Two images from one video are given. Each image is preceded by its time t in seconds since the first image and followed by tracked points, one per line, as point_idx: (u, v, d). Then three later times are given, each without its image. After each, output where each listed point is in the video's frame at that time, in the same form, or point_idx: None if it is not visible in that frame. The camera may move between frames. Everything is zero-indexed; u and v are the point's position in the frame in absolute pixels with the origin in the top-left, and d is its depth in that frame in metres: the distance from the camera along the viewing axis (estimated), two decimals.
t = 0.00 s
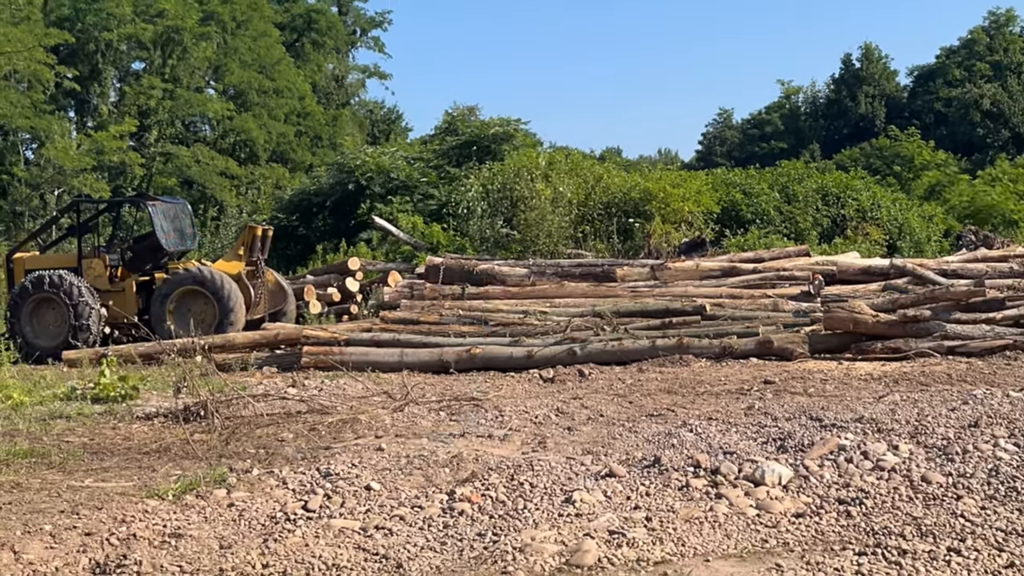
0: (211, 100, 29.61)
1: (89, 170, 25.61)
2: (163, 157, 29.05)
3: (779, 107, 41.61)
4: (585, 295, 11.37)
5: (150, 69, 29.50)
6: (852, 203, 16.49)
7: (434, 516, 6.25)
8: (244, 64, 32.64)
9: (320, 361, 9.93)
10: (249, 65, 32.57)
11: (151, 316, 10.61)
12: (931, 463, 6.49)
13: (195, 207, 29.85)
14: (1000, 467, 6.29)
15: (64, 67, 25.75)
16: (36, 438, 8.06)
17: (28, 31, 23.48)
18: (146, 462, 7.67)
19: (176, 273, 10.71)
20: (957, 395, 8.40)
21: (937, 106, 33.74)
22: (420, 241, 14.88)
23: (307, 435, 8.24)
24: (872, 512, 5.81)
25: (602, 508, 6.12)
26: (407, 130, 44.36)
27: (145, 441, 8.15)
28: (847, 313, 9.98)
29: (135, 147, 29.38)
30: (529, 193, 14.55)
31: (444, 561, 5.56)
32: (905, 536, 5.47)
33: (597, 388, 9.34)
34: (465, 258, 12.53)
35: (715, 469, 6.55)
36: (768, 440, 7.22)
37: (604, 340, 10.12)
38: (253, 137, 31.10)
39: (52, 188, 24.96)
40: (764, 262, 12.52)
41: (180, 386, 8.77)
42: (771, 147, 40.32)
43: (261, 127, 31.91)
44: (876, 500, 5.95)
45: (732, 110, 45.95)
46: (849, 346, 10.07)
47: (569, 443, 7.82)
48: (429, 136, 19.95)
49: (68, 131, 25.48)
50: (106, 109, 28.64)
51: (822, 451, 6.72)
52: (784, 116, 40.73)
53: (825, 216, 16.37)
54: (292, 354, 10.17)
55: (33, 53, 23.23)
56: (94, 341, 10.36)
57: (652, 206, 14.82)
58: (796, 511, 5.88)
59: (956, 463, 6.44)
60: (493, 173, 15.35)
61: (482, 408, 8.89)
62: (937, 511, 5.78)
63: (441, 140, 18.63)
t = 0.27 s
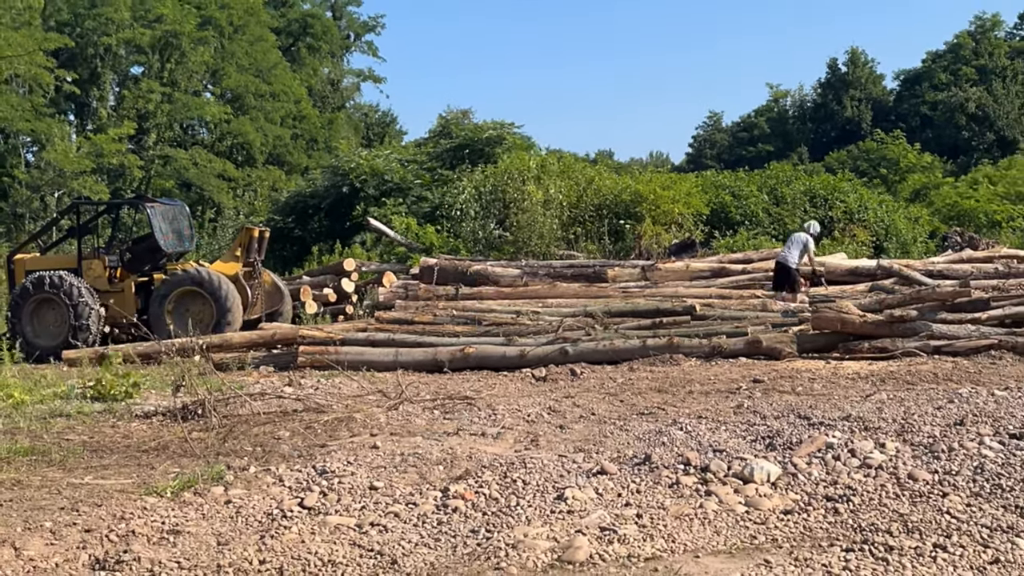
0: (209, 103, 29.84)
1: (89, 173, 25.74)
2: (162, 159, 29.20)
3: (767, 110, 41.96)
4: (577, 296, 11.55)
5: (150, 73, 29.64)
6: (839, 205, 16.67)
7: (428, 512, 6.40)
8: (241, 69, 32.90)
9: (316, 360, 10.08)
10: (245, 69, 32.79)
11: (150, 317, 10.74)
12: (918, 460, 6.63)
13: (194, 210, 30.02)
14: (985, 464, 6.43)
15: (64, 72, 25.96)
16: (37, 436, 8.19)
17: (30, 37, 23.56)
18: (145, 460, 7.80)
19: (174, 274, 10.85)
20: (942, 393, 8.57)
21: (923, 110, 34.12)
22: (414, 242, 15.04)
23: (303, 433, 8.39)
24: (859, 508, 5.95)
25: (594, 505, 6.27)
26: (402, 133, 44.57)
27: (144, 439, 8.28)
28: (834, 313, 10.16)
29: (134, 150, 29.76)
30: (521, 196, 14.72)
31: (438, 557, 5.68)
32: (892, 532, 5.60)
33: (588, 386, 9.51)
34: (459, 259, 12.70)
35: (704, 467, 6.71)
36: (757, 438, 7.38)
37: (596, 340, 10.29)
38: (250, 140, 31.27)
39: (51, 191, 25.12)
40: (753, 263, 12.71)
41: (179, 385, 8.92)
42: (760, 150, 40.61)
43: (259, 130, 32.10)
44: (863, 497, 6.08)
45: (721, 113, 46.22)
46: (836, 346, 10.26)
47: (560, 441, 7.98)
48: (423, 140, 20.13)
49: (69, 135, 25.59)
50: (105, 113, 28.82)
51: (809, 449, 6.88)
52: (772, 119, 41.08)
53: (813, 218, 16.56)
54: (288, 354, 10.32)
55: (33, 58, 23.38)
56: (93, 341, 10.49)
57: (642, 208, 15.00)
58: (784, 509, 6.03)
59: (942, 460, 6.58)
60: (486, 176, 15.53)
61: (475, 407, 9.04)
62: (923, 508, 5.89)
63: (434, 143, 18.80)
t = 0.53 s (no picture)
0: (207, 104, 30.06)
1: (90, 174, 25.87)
2: (161, 160, 29.35)
3: (756, 111, 42.28)
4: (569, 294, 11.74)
5: (150, 75, 29.82)
6: (827, 204, 16.85)
7: (423, 507, 6.55)
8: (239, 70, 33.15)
9: (313, 357, 10.24)
10: (243, 70, 33.04)
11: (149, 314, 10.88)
12: (904, 456, 6.78)
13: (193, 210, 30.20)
14: (970, 459, 6.57)
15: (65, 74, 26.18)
16: (39, 432, 8.32)
17: (32, 39, 23.83)
18: (144, 456, 7.93)
19: (173, 272, 11.00)
20: (928, 390, 8.75)
21: (909, 111, 34.45)
22: (409, 242, 15.20)
23: (300, 429, 8.53)
24: (847, 503, 6.09)
25: (586, 500, 6.43)
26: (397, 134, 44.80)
27: (143, 435, 8.42)
28: (823, 311, 10.34)
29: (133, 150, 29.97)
30: (515, 196, 14.88)
31: (433, 551, 5.82)
32: (879, 527, 5.74)
33: (581, 383, 9.67)
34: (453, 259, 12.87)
35: (694, 462, 6.87)
36: (746, 434, 7.54)
37: (588, 337, 10.45)
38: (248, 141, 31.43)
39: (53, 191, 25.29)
40: (742, 262, 12.90)
41: (177, 382, 9.06)
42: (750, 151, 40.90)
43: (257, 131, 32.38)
44: (851, 492, 6.22)
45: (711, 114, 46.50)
46: (825, 343, 10.44)
47: (553, 437, 8.13)
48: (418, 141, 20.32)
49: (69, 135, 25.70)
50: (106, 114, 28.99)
51: (798, 445, 7.04)
52: (761, 120, 41.38)
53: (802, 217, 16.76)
54: (285, 351, 10.48)
55: (36, 60, 23.53)
56: (93, 338, 10.62)
57: (634, 207, 15.19)
58: (773, 503, 6.17)
59: (928, 456, 6.73)
60: (480, 176, 15.71)
61: (469, 403, 9.19)
62: (909, 503, 6.02)
63: (429, 143, 18.97)
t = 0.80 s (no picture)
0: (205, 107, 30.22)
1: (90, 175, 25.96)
2: (160, 161, 29.47)
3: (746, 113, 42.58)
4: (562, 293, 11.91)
5: (149, 77, 29.94)
6: (815, 204, 17.07)
7: (417, 503, 6.70)
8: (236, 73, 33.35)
9: (309, 355, 10.39)
10: (241, 73, 33.24)
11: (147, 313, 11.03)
12: (892, 452, 6.95)
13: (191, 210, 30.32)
14: (956, 455, 6.74)
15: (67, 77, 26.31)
16: (39, 429, 8.45)
17: (32, 41, 23.91)
18: (143, 452, 8.06)
19: (171, 271, 11.14)
20: (915, 388, 8.92)
21: (896, 113, 34.82)
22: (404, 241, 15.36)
23: (297, 425, 8.68)
24: (835, 499, 6.24)
25: (578, 495, 6.59)
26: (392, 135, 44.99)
27: (142, 432, 8.55)
28: (811, 309, 10.52)
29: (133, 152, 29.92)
30: (508, 196, 15.05)
31: (427, 546, 5.97)
32: (866, 522, 5.89)
33: (573, 380, 9.84)
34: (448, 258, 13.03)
35: (685, 458, 7.03)
36: (736, 431, 7.71)
37: (580, 335, 10.62)
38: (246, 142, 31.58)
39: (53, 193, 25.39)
40: (732, 260, 13.07)
41: (176, 380, 9.20)
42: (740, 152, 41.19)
43: (255, 132, 32.56)
44: (839, 488, 6.38)
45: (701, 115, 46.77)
46: (813, 341, 10.63)
47: (546, 433, 8.30)
48: (412, 142, 20.49)
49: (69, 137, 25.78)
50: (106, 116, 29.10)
51: (787, 441, 7.21)
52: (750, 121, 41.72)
53: (791, 217, 16.96)
54: (282, 349, 10.63)
55: (36, 62, 23.61)
56: (93, 336, 10.76)
57: (625, 207, 15.34)
58: (762, 499, 6.33)
59: (914, 452, 6.90)
60: (474, 177, 15.89)
61: (463, 400, 9.35)
62: (897, 498, 6.18)
63: (424, 144, 19.13)
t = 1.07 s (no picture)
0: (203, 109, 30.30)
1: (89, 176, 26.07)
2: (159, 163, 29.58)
3: (736, 115, 42.87)
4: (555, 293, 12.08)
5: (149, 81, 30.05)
6: (804, 206, 17.29)
7: (412, 500, 6.85)
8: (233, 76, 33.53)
9: (306, 354, 10.54)
10: (239, 76, 33.44)
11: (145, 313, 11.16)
12: (879, 449, 7.12)
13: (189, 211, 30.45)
14: (942, 453, 6.91)
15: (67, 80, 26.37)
16: (40, 427, 8.58)
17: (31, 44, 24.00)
18: (142, 449, 8.19)
19: (169, 271, 11.28)
20: (901, 386, 9.10)
21: (884, 115, 35.15)
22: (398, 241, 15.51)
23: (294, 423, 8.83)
24: (824, 496, 6.40)
25: (570, 492, 6.75)
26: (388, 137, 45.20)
27: (141, 429, 8.69)
28: (800, 309, 10.71)
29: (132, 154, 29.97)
30: (501, 198, 15.21)
31: (421, 542, 6.12)
32: (854, 518, 6.04)
33: (566, 379, 10.01)
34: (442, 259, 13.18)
35: (675, 456, 7.20)
36: (726, 429, 7.87)
37: (573, 335, 10.79)
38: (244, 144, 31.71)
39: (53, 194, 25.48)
40: (722, 261, 13.25)
41: (174, 379, 9.35)
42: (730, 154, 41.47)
43: (252, 134, 32.74)
44: (828, 485, 6.55)
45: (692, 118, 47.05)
46: (802, 340, 10.82)
47: (538, 431, 8.46)
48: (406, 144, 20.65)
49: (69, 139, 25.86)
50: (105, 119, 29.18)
51: (776, 439, 7.38)
52: (740, 124, 42.04)
53: (780, 219, 17.16)
54: (279, 348, 10.78)
55: (36, 65, 23.70)
56: (93, 335, 10.92)
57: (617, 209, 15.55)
58: (752, 496, 6.50)
59: (902, 450, 7.07)
60: (468, 178, 16.06)
61: (457, 398, 9.50)
62: (884, 495, 6.34)
63: (418, 146, 19.30)
